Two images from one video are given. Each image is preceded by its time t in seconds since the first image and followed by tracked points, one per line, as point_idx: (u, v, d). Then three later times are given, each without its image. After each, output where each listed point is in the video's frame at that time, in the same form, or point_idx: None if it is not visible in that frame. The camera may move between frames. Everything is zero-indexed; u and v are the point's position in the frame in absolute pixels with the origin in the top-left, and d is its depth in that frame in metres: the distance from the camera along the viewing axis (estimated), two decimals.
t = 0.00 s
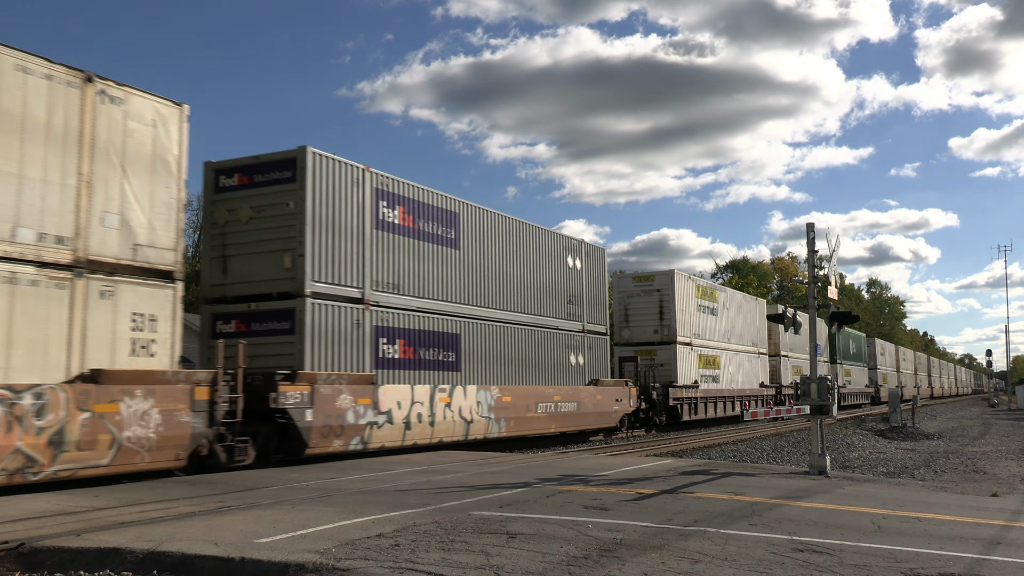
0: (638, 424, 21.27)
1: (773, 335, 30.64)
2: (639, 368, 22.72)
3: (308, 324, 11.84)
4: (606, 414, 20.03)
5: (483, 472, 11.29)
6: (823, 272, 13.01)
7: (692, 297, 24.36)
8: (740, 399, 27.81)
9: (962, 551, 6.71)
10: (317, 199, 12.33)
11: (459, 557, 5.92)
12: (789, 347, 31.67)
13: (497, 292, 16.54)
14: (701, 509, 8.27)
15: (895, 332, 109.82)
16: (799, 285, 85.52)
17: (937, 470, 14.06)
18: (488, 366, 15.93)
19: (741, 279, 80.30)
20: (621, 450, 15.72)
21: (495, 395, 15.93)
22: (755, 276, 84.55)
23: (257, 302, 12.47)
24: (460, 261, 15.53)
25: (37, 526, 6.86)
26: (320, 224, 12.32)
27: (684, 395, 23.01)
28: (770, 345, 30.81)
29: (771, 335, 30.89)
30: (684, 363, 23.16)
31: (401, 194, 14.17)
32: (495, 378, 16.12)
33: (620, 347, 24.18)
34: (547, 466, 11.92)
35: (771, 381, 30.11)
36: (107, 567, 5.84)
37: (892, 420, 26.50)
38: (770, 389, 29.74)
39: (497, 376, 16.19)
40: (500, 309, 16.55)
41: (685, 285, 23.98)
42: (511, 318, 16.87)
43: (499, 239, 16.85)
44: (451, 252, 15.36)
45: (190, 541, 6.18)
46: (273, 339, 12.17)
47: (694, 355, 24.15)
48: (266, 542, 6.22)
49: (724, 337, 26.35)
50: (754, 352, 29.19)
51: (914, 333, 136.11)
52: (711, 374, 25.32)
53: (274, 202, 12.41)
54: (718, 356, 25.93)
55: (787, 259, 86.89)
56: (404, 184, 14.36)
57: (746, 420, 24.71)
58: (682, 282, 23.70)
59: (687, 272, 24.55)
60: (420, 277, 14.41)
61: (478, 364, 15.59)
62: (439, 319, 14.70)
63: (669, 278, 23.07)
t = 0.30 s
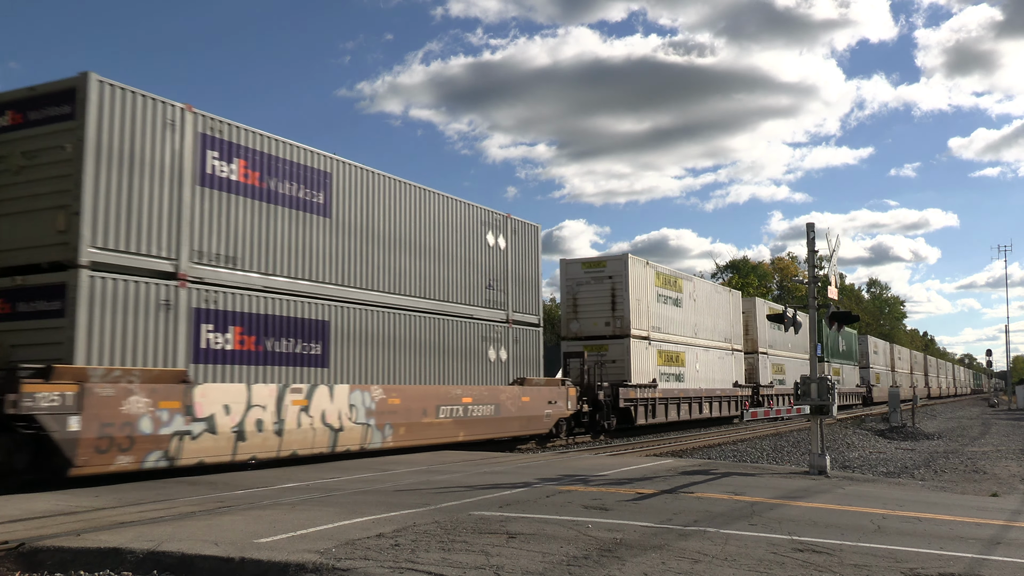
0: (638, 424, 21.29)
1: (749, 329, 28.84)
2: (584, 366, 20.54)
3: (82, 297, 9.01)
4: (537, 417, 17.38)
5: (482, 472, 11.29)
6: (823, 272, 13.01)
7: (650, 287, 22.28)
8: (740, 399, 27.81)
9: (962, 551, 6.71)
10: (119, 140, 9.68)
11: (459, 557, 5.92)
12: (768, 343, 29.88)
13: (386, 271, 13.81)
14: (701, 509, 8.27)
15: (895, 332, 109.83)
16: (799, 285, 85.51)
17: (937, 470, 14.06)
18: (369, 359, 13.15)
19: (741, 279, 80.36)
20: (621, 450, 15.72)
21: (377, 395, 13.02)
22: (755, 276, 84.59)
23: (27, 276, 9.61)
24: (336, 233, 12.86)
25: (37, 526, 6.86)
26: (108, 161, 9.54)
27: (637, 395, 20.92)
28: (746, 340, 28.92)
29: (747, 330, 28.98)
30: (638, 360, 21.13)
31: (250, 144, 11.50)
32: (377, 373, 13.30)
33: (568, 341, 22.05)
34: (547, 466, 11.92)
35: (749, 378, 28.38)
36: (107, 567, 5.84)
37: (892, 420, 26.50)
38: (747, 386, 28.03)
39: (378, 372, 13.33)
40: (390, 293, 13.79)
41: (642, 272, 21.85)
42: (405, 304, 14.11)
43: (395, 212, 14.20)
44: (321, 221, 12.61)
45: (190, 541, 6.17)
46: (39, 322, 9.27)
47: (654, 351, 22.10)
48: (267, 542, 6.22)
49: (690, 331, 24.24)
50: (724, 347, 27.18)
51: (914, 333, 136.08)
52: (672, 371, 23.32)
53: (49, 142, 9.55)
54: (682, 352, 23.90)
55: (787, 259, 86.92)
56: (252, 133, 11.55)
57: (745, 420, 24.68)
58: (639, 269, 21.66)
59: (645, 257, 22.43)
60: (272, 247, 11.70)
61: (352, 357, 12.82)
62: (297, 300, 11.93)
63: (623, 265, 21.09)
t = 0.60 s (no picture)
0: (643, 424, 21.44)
1: (724, 325, 26.81)
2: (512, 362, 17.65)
3: None
4: (440, 420, 14.94)
5: (482, 472, 11.29)
6: (823, 272, 13.01)
7: (601, 274, 19.79)
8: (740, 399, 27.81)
9: (962, 551, 6.71)
10: None
11: (459, 557, 5.92)
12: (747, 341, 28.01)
13: (248, 241, 11.70)
14: (701, 509, 8.27)
15: (895, 332, 109.83)
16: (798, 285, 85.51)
17: (937, 470, 14.06)
18: (199, 349, 10.76)
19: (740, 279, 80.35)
20: (621, 450, 15.73)
21: (191, 398, 10.30)
22: (755, 276, 84.57)
23: None
24: (178, 193, 10.71)
25: (37, 526, 6.86)
26: None
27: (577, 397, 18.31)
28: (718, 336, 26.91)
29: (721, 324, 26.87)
30: (579, 356, 18.50)
31: None
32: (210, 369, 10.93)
33: (501, 334, 19.37)
34: (547, 466, 11.92)
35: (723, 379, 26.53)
36: (107, 567, 5.84)
37: (891, 420, 26.51)
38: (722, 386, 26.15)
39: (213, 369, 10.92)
40: (227, 268, 11.31)
41: (585, 255, 19.11)
42: (273, 285, 12.05)
43: (276, 180, 12.29)
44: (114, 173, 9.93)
45: (189, 541, 6.17)
46: None
47: (604, 346, 19.56)
48: (267, 542, 6.22)
49: (646, 324, 21.63)
50: (691, 345, 24.28)
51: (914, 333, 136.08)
52: (625, 372, 20.49)
53: None
54: (640, 348, 21.27)
55: (787, 259, 86.87)
56: (155, 101, 10.52)
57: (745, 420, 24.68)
58: (584, 252, 19.08)
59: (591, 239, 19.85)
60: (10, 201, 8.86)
61: (162, 344, 10.27)
62: (84, 275, 9.47)
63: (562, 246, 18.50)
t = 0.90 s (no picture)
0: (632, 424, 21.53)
1: (692, 319, 25.72)
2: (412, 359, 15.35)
3: None
4: (290, 429, 11.67)
5: (482, 471, 11.31)
6: (823, 272, 13.00)
7: (531, 255, 17.76)
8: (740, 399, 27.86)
9: (962, 551, 6.71)
10: None
11: (459, 557, 5.93)
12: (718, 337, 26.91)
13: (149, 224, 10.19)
14: (701, 508, 8.28)
15: (895, 332, 109.98)
16: (798, 285, 85.58)
17: (936, 470, 14.09)
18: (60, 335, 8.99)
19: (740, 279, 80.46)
20: (621, 450, 15.76)
21: None
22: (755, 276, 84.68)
23: None
24: (35, 149, 8.94)
25: (37, 526, 6.86)
26: None
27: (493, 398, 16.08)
28: (686, 330, 25.74)
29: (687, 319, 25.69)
30: (500, 350, 16.38)
31: None
32: None
33: (409, 324, 17.11)
34: (547, 466, 11.94)
35: (691, 378, 25.33)
36: (107, 567, 5.84)
37: (891, 420, 26.54)
38: (691, 386, 24.89)
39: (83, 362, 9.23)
40: None
41: (509, 233, 17.01)
42: (24, 250, 8.77)
43: (31, 103, 8.91)
44: None
45: (189, 541, 6.18)
46: None
47: (533, 338, 17.45)
48: (267, 542, 6.23)
49: (584, 313, 19.52)
50: (641, 339, 22.29)
51: (914, 333, 136.13)
52: (559, 367, 18.41)
53: None
54: (579, 340, 19.20)
55: (786, 259, 86.99)
56: (124, 90, 10.03)
57: (745, 420, 24.70)
58: (508, 229, 16.94)
59: (519, 215, 17.69)
60: None
61: None
62: None
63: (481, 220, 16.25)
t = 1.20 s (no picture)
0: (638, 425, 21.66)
1: (652, 311, 23.44)
2: (269, 352, 12.10)
3: None
4: (40, 444, 8.57)
5: (482, 472, 11.30)
6: (824, 272, 12.99)
7: (433, 228, 14.99)
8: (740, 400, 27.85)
9: (962, 551, 6.70)
10: None
11: (459, 557, 5.92)
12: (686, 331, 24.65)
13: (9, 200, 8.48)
14: (701, 508, 8.27)
15: (895, 332, 109.90)
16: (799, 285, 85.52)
17: (937, 470, 14.08)
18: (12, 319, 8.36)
19: (740, 279, 80.46)
20: (621, 450, 15.74)
21: None
22: (755, 276, 84.63)
23: None
24: None
25: (37, 526, 6.86)
26: None
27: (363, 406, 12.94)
28: (645, 323, 23.38)
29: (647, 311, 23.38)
30: (384, 343, 13.46)
31: None
32: None
33: (279, 310, 14.32)
34: (547, 466, 11.93)
35: (651, 376, 23.04)
36: (107, 567, 5.84)
37: (892, 420, 26.52)
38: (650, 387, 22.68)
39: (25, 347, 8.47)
40: None
41: (402, 201, 14.25)
42: None
43: None
44: None
45: (189, 541, 6.17)
46: None
47: (434, 327, 14.64)
48: (266, 542, 6.22)
49: (500, 299, 16.80)
50: (578, 330, 19.66)
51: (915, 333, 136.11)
52: (469, 362, 15.67)
53: None
54: (497, 330, 16.52)
55: (787, 259, 86.91)
56: (59, 67, 9.10)
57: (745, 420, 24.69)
58: (403, 195, 14.25)
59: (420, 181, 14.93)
60: None
61: None
62: None
63: (365, 184, 13.49)
